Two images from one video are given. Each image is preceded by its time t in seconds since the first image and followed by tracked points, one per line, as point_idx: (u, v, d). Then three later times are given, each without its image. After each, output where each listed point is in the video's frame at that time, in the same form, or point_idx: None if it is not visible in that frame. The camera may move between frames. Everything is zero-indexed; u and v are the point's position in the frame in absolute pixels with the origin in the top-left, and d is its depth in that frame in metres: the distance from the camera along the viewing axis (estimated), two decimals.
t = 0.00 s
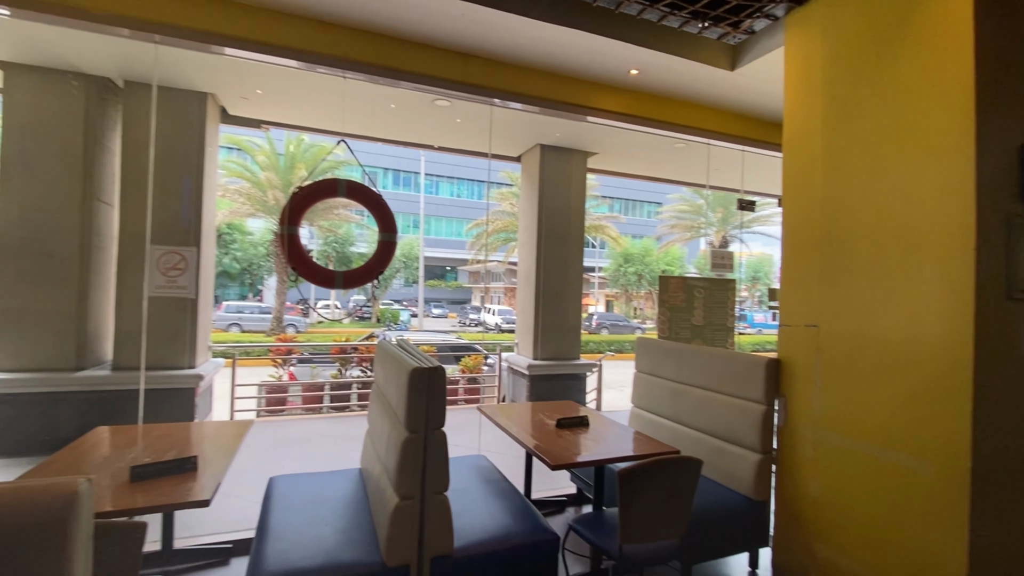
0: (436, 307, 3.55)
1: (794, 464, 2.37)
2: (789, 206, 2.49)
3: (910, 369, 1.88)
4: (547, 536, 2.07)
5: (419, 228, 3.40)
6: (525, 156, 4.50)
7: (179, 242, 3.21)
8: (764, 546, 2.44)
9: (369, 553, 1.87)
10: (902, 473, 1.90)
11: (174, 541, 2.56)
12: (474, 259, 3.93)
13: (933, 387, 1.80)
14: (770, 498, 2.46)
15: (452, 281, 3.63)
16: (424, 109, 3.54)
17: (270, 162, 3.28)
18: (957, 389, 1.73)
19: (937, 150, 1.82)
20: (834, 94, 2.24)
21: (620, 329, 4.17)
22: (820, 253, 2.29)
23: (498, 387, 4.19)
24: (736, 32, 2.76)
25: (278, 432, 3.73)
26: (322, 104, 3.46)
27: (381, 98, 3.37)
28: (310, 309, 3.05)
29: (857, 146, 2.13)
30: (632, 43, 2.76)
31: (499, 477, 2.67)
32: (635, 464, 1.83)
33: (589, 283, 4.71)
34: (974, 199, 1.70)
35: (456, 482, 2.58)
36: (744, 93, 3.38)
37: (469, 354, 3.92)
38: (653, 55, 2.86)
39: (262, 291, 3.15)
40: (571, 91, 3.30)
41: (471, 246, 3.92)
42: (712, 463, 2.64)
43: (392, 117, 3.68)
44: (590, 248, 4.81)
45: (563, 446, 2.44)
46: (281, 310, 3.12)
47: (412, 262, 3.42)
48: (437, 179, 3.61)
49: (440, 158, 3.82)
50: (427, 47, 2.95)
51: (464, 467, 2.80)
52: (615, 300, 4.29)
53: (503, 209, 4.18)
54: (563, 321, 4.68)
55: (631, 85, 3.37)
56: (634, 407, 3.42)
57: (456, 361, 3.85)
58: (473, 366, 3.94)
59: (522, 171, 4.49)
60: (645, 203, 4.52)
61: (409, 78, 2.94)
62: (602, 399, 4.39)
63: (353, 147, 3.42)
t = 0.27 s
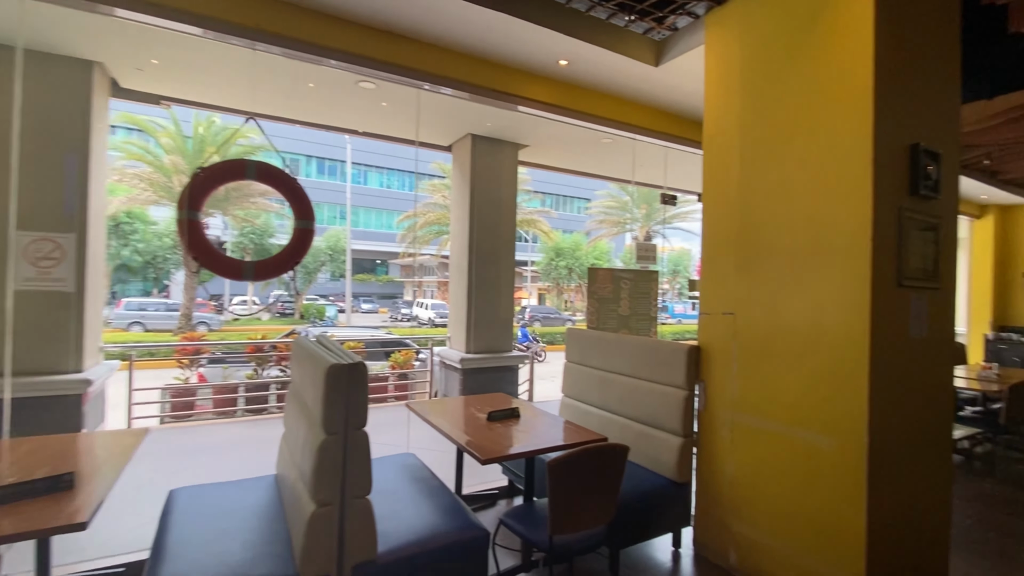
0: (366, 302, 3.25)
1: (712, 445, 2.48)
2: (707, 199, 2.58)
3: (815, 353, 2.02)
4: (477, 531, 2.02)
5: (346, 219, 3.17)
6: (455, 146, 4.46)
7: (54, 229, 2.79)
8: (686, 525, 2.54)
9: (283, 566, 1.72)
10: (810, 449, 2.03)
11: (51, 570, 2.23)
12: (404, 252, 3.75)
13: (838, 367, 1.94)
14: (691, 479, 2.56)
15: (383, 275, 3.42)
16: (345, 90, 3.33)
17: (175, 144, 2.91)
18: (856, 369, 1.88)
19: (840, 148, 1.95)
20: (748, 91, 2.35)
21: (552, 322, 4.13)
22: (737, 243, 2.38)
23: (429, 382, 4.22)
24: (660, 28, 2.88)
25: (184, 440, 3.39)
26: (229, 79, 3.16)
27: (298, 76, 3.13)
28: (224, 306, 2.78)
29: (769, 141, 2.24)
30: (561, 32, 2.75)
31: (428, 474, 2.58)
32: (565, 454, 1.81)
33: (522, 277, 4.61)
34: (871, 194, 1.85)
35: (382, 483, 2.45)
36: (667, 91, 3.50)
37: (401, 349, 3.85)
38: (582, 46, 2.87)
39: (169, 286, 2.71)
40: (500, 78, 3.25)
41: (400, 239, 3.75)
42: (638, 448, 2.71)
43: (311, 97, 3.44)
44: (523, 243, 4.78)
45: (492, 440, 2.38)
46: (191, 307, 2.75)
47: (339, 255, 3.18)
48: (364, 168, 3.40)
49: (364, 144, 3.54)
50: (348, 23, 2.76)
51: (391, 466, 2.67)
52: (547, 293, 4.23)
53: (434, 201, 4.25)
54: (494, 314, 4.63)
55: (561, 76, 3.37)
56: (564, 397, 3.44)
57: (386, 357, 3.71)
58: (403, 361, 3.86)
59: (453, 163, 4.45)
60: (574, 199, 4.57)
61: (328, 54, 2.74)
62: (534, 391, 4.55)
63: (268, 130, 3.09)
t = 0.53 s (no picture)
0: (271, 302, 2.90)
1: (622, 435, 2.52)
2: (614, 194, 2.61)
3: (715, 341, 2.11)
4: (382, 545, 1.88)
5: (247, 212, 2.87)
6: (363, 135, 4.19)
7: None
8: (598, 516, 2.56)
9: None
10: (712, 434, 2.11)
11: None
12: (314, 247, 3.40)
13: (736, 353, 2.03)
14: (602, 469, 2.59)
15: (290, 272, 3.08)
16: (230, 65, 2.98)
17: (30, 122, 2.35)
18: (751, 356, 1.98)
19: (735, 145, 2.05)
20: (652, 88, 2.40)
21: (471, 317, 4.07)
22: (644, 237, 2.43)
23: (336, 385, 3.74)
24: (570, 20, 2.88)
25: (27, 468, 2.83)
26: (80, 42, 2.68)
27: (172, 43, 2.74)
28: (100, 308, 2.39)
29: (672, 137, 2.31)
30: (471, 16, 2.65)
31: (330, 487, 2.37)
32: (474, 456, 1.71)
33: (441, 274, 4.49)
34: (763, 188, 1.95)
35: (275, 500, 2.20)
36: (579, 86, 3.53)
37: (305, 350, 3.40)
38: (493, 32, 2.79)
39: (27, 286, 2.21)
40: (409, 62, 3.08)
41: (307, 233, 3.38)
42: (551, 442, 2.69)
43: (189, 70, 3.04)
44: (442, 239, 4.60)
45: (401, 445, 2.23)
46: (54, 310, 2.34)
47: (238, 251, 2.84)
48: (267, 157, 3.04)
49: (266, 131, 3.19)
50: None
51: (288, 480, 2.42)
52: (468, 290, 4.11)
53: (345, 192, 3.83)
54: (407, 308, 4.39)
55: (472, 63, 3.26)
56: (479, 394, 3.34)
57: (290, 360, 3.30)
58: (309, 364, 3.40)
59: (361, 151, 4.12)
60: (494, 197, 4.56)
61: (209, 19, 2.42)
62: (451, 389, 4.50)
63: (152, 112, 2.64)
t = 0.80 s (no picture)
0: (148, 308, 2.48)
1: (527, 439, 2.46)
2: (518, 191, 2.53)
3: (616, 339, 2.11)
4: None
5: (113, 206, 2.39)
6: (248, 123, 3.51)
7: None
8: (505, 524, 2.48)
9: None
10: (615, 432, 2.10)
11: None
12: (196, 247, 2.79)
13: (637, 351, 2.04)
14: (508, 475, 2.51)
15: (171, 276, 2.61)
16: (67, 30, 2.48)
17: None
18: (651, 352, 2.00)
19: (633, 143, 2.06)
20: (553, 84, 2.37)
21: (380, 322, 3.54)
22: (547, 235, 2.38)
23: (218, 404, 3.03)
24: (469, 9, 2.77)
25: None
26: None
27: None
28: None
29: (573, 134, 2.28)
30: None
31: (199, 522, 2.03)
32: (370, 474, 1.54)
33: (346, 276, 3.69)
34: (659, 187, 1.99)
35: (124, 543, 1.83)
36: (482, 79, 3.44)
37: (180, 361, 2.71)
38: (388, 15, 2.60)
39: None
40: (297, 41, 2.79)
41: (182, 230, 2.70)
42: (455, 452, 2.55)
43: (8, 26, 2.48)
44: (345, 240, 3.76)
45: (282, 468, 1.90)
46: None
47: (104, 251, 2.36)
48: (141, 146, 2.53)
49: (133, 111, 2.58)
50: None
51: (142, 519, 2.03)
52: (377, 293, 3.61)
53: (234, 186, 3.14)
54: (301, 319, 3.75)
55: (369, 48, 3.04)
56: (378, 405, 3.07)
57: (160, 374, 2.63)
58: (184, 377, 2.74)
59: (250, 141, 3.42)
60: (401, 193, 3.98)
61: None
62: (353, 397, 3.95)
63: None
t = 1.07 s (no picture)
0: None
1: (437, 441, 2.37)
2: (427, 182, 2.42)
3: (527, 336, 2.09)
4: None
5: None
6: (118, 97, 2.91)
7: None
8: (412, 532, 2.37)
9: None
10: (525, 430, 2.08)
11: None
12: (61, 239, 2.47)
13: (546, 348, 2.04)
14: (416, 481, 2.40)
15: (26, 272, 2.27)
16: None
17: None
18: (560, 349, 2.00)
19: (544, 139, 2.05)
20: (464, 73, 2.29)
21: (283, 322, 3.27)
22: (458, 229, 2.30)
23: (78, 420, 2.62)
24: None
25: None
26: None
27: None
28: None
29: (484, 127, 2.22)
30: None
31: (41, 560, 1.71)
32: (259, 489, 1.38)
33: (245, 273, 3.39)
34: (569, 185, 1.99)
35: None
36: (388, 62, 3.29)
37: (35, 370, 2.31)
38: None
39: None
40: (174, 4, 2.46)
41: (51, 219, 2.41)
42: (358, 459, 2.39)
43: None
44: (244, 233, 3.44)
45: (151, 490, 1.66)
46: None
47: None
48: None
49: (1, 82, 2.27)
50: None
51: None
52: (280, 292, 3.40)
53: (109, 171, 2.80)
54: (184, 319, 3.30)
55: (262, 20, 2.77)
56: (272, 412, 2.79)
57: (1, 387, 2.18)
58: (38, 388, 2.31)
59: (119, 121, 2.88)
60: (308, 185, 3.72)
61: None
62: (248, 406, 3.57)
63: None
